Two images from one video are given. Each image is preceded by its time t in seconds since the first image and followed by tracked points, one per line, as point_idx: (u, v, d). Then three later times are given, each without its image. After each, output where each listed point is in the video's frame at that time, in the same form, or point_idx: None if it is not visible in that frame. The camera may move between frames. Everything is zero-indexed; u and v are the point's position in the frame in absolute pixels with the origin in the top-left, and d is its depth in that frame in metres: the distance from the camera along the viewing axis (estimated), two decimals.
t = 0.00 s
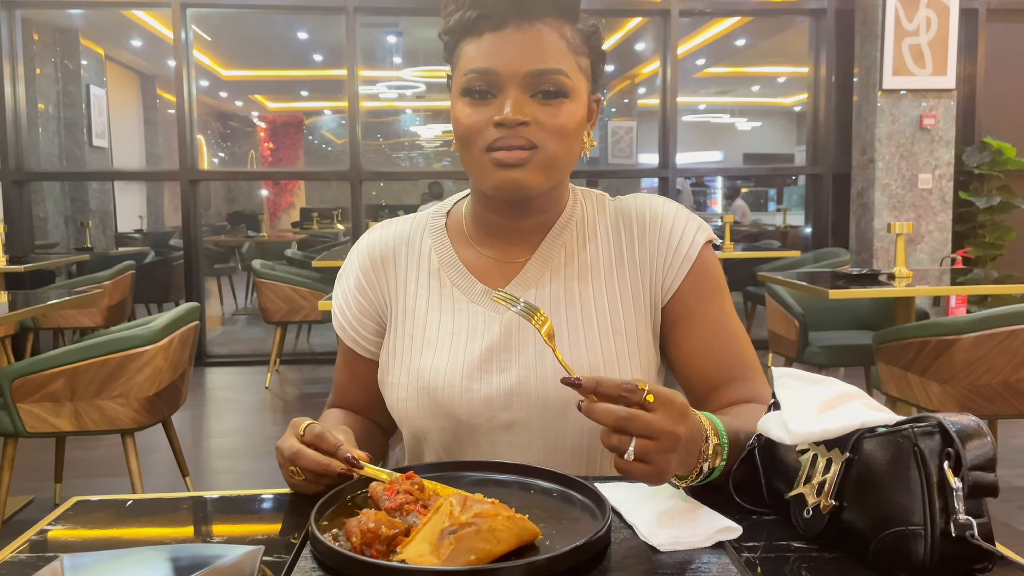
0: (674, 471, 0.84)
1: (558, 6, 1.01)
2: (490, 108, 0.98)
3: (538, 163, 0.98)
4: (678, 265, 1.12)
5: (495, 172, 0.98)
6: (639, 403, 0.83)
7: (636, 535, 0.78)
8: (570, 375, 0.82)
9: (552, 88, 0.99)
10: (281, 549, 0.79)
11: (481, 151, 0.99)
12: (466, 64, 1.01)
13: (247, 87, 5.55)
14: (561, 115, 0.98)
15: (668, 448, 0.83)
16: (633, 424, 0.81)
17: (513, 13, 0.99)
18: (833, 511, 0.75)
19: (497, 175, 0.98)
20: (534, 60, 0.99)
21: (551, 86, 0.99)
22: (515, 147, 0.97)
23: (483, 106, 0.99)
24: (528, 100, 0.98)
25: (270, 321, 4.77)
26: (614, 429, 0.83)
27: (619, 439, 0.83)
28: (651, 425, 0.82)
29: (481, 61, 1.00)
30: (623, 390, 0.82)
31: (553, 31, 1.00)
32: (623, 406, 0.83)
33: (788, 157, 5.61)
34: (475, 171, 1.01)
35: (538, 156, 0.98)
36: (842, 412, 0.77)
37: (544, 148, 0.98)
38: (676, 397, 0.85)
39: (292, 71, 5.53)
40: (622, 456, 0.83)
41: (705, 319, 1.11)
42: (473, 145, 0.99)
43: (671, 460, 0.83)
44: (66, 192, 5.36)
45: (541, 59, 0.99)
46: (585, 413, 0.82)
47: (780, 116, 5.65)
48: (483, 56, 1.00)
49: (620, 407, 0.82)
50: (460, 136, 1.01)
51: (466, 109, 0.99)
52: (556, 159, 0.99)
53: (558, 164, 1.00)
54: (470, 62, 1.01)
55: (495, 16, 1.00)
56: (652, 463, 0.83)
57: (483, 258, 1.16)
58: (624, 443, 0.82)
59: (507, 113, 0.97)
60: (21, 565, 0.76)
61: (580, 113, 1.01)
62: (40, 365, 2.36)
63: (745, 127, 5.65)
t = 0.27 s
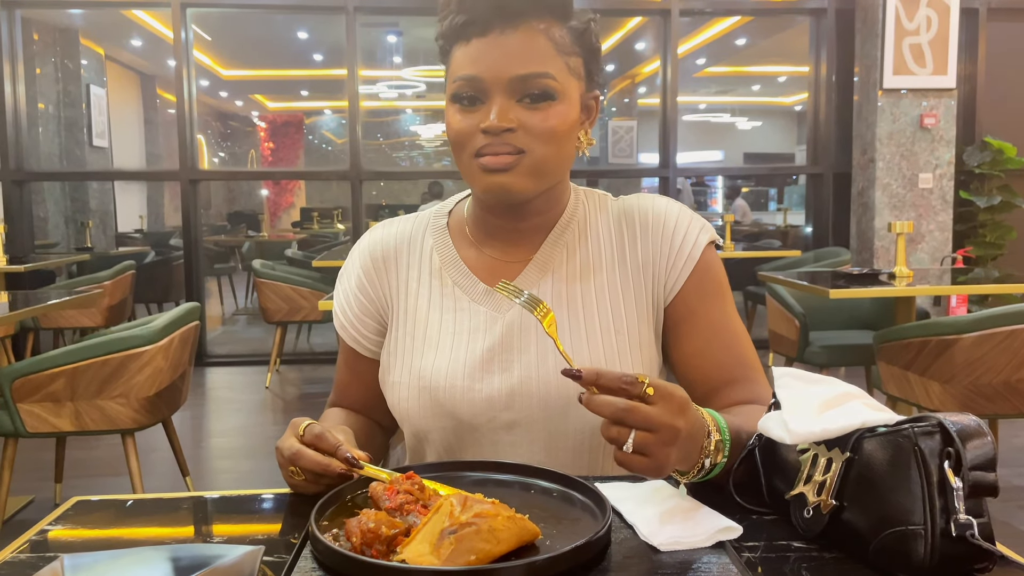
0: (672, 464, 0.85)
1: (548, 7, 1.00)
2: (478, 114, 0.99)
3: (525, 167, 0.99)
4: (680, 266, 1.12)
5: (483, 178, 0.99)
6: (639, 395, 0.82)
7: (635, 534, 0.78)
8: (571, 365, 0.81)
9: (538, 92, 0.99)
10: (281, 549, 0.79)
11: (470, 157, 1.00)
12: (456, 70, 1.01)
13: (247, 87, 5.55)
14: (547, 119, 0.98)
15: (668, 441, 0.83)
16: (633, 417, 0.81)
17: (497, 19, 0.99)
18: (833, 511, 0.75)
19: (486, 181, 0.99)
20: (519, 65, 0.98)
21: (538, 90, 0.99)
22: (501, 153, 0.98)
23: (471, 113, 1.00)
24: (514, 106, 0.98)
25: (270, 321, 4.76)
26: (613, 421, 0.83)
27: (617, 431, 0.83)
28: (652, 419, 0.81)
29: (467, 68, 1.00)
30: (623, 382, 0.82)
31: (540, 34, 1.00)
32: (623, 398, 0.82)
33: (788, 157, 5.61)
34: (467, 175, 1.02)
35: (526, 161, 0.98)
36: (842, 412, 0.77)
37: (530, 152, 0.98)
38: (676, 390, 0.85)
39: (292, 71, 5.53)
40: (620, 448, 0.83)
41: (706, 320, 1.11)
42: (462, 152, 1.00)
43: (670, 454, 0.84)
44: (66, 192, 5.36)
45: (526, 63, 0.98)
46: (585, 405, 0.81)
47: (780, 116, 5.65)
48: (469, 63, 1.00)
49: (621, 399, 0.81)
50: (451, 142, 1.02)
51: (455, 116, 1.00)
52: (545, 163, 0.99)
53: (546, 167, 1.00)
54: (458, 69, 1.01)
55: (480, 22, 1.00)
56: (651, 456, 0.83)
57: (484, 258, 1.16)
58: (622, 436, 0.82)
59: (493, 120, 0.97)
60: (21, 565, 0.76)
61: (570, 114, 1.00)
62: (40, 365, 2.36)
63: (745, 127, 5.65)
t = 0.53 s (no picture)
0: (670, 467, 0.84)
1: (538, 8, 1.00)
2: (468, 119, 0.99)
3: (516, 171, 0.99)
4: (680, 265, 1.12)
5: (476, 182, 1.00)
6: (634, 399, 0.83)
7: (636, 534, 0.78)
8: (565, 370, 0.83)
9: (527, 95, 0.99)
10: (281, 548, 0.79)
11: (461, 162, 1.00)
12: (446, 75, 1.02)
13: (247, 86, 5.55)
14: (536, 122, 0.98)
15: (664, 444, 0.82)
16: (628, 420, 0.81)
17: (483, 22, 0.99)
18: (833, 511, 0.75)
19: (479, 185, 1.00)
20: (507, 68, 0.98)
21: (526, 94, 0.99)
22: (491, 158, 0.98)
23: (462, 117, 1.00)
24: (503, 110, 0.98)
25: (270, 320, 4.76)
26: (608, 425, 0.83)
27: (613, 435, 0.83)
28: (646, 421, 0.81)
29: (457, 74, 1.00)
30: (617, 385, 0.83)
31: (527, 36, 0.99)
32: (618, 402, 0.83)
33: (788, 156, 5.61)
34: (460, 180, 1.02)
35: (516, 165, 0.98)
36: (841, 411, 0.76)
37: (520, 156, 0.98)
38: (672, 393, 0.85)
39: (292, 71, 5.54)
40: (616, 453, 0.83)
41: (707, 319, 1.11)
42: (454, 157, 1.01)
43: (666, 457, 0.83)
44: (66, 192, 5.36)
45: (515, 67, 0.98)
46: (580, 409, 0.82)
47: (780, 115, 5.65)
48: (459, 68, 1.00)
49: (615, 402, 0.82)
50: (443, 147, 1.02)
51: (446, 121, 1.01)
52: (536, 166, 0.99)
53: (537, 170, 1.00)
54: (448, 73, 1.01)
55: (466, 26, 0.99)
56: (647, 459, 0.83)
57: (484, 258, 1.16)
58: (618, 440, 0.82)
59: (482, 124, 0.97)
60: (21, 565, 0.76)
61: (561, 116, 1.00)
62: (40, 365, 2.36)
63: (745, 126, 5.65)
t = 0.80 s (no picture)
0: (671, 468, 0.84)
1: (534, 8, 1.00)
2: (465, 119, 0.99)
3: (513, 171, 0.99)
4: (679, 264, 1.12)
5: (472, 182, 1.00)
6: (635, 400, 0.83)
7: (636, 533, 0.78)
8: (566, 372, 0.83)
9: (523, 95, 0.99)
10: (281, 548, 0.79)
11: (459, 162, 1.00)
12: (442, 76, 1.02)
13: (246, 86, 5.54)
14: (533, 122, 0.98)
15: (665, 445, 0.82)
16: (629, 423, 0.81)
17: (478, 23, 0.99)
18: (833, 510, 0.75)
19: (476, 186, 1.00)
20: (502, 69, 0.98)
21: (522, 94, 0.98)
22: (487, 159, 0.98)
23: (458, 118, 1.00)
24: (499, 111, 0.98)
25: (270, 320, 4.77)
26: (608, 427, 0.83)
27: (613, 437, 0.82)
28: (647, 423, 0.81)
29: (453, 75, 1.00)
30: (618, 388, 0.82)
31: (522, 36, 0.99)
32: (619, 404, 0.83)
33: (788, 156, 5.61)
34: (458, 181, 1.02)
35: (513, 165, 0.98)
36: (841, 411, 0.77)
37: (517, 156, 0.98)
38: (672, 394, 0.85)
39: (292, 70, 5.52)
40: (617, 455, 0.83)
41: (706, 318, 1.11)
42: (452, 157, 1.01)
43: (667, 458, 0.83)
44: (66, 191, 5.36)
45: (510, 68, 0.98)
46: (580, 411, 0.82)
47: (781, 115, 5.64)
48: (454, 69, 1.00)
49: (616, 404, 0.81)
50: (441, 147, 1.02)
51: (443, 121, 1.01)
52: (532, 167, 0.99)
53: (534, 170, 1.00)
54: (444, 74, 1.01)
55: (461, 27, 1.00)
56: (648, 460, 0.82)
57: (482, 257, 1.16)
58: (619, 442, 0.82)
59: (478, 125, 0.97)
60: (21, 564, 0.76)
61: (558, 116, 1.00)
62: (40, 364, 2.36)
63: (745, 125, 5.65)
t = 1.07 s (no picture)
0: (671, 469, 0.84)
1: (532, 8, 1.00)
2: (463, 120, 0.99)
3: (512, 172, 0.99)
4: (678, 264, 1.12)
5: (471, 184, 1.00)
6: (634, 401, 0.83)
7: (637, 533, 0.78)
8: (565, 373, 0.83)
9: (522, 95, 0.98)
10: (282, 547, 0.79)
11: (457, 163, 1.00)
12: (440, 77, 1.01)
13: (246, 85, 5.52)
14: (531, 122, 0.98)
15: (665, 445, 0.82)
16: (628, 422, 0.81)
17: (475, 23, 0.99)
18: (834, 509, 0.75)
19: (475, 188, 1.00)
20: (500, 69, 0.98)
21: (521, 94, 0.98)
22: (486, 160, 0.98)
23: (457, 119, 1.00)
24: (498, 111, 0.98)
25: (270, 319, 4.77)
26: (608, 428, 0.83)
27: (613, 437, 0.82)
28: (646, 423, 0.81)
29: (451, 75, 1.00)
30: (617, 388, 0.83)
31: (519, 36, 0.99)
32: (619, 404, 0.83)
33: (789, 155, 5.60)
34: (457, 182, 1.02)
35: (511, 166, 0.98)
36: (842, 410, 0.76)
37: (516, 157, 0.98)
38: (672, 395, 0.85)
39: (292, 69, 5.51)
40: (617, 456, 0.83)
41: (706, 318, 1.10)
42: (450, 158, 1.01)
43: (667, 459, 0.83)
44: (66, 191, 5.36)
45: (508, 68, 0.98)
46: (580, 411, 0.82)
47: (781, 114, 5.64)
48: (453, 70, 1.00)
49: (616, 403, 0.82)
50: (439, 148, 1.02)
51: (441, 122, 1.01)
52: (531, 168, 0.99)
53: (533, 170, 1.00)
54: (442, 75, 1.01)
55: (459, 27, 0.99)
56: (648, 461, 0.82)
57: (481, 258, 1.16)
58: (619, 442, 0.82)
59: (477, 125, 0.97)
60: (21, 564, 0.76)
61: (557, 116, 1.00)
62: (40, 364, 2.36)
63: (745, 125, 5.64)
